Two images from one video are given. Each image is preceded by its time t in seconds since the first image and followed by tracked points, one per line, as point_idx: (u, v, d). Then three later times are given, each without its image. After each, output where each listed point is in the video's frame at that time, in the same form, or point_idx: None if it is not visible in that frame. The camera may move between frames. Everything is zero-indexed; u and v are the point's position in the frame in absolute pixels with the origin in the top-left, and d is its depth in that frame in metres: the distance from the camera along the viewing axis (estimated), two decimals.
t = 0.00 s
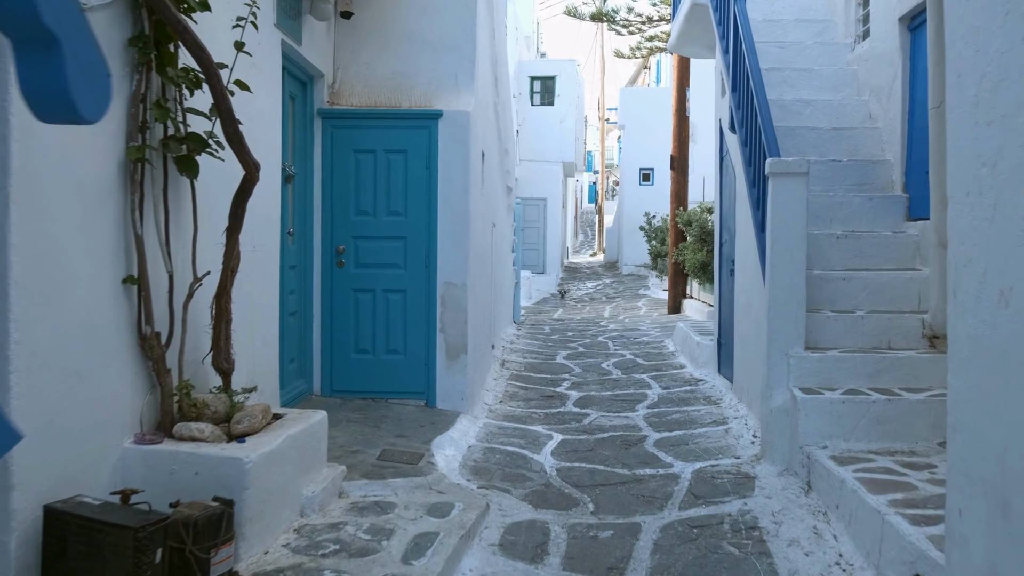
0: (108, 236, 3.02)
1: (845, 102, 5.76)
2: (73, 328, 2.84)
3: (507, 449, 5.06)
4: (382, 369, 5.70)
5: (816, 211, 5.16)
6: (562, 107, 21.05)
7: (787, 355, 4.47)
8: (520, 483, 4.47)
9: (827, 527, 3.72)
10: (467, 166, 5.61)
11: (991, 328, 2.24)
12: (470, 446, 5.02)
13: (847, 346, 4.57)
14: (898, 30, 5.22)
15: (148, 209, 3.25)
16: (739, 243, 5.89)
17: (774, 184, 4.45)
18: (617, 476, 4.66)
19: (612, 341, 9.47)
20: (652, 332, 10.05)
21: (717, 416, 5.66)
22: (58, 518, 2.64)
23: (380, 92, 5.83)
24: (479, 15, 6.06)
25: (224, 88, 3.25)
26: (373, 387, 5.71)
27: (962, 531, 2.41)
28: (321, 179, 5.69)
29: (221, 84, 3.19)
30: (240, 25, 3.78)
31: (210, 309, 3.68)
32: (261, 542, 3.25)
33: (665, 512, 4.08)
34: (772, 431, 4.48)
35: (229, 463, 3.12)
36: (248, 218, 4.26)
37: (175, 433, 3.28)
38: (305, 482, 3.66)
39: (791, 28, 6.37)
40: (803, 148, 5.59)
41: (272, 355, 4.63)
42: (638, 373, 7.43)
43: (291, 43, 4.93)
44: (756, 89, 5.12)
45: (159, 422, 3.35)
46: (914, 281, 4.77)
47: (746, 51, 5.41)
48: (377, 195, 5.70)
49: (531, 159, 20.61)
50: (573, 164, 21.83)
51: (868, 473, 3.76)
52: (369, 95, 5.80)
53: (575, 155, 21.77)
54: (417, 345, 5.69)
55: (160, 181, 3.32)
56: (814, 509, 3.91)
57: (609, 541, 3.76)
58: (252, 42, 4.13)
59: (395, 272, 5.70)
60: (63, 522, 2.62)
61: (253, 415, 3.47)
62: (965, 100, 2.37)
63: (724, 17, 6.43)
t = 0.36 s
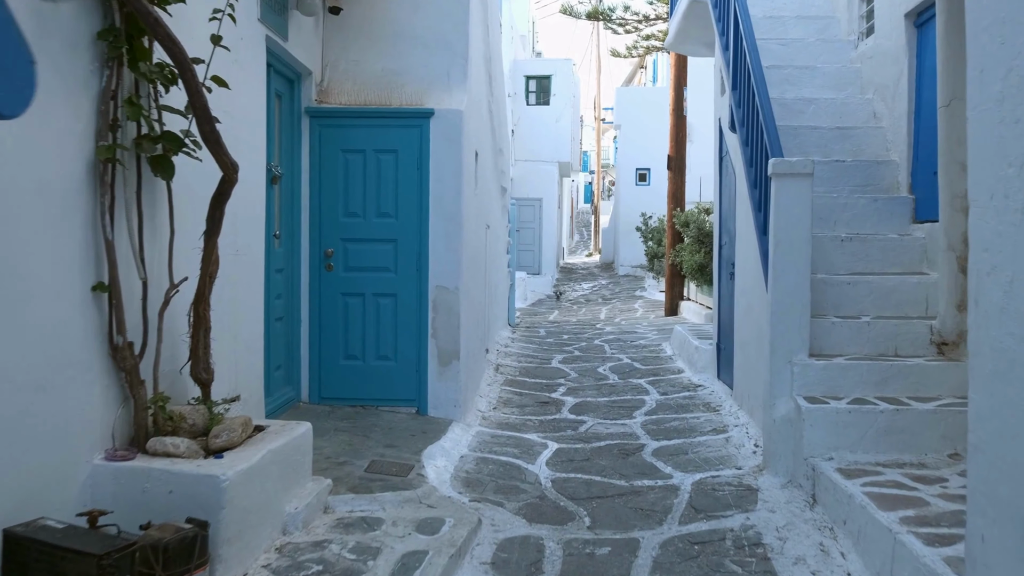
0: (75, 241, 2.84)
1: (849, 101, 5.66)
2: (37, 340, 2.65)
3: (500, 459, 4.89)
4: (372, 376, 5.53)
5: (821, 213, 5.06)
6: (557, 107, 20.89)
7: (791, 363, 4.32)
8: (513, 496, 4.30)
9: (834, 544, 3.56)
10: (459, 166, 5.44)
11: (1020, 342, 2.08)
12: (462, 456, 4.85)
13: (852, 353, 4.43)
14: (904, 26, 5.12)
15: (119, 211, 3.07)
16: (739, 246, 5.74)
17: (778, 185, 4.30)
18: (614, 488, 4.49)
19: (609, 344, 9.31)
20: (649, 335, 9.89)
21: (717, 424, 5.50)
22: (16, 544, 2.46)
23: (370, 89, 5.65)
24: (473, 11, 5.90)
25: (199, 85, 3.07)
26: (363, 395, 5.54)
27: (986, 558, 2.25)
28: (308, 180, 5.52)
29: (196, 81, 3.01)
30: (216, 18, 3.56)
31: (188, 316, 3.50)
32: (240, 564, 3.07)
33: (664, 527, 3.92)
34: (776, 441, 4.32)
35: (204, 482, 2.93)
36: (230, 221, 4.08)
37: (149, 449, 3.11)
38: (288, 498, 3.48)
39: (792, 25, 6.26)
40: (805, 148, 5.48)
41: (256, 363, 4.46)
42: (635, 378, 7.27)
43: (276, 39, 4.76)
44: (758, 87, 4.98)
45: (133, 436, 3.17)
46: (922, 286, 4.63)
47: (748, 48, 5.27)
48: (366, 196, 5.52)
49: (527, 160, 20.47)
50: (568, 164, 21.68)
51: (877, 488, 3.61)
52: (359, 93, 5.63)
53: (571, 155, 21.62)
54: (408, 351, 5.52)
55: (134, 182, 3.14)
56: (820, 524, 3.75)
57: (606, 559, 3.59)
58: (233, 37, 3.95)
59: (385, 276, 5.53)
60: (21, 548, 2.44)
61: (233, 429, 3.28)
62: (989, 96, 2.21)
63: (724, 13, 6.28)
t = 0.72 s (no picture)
0: (40, 246, 2.67)
1: (853, 100, 5.55)
2: None
3: (494, 469, 4.72)
4: (363, 383, 5.37)
5: (826, 215, 4.93)
6: (554, 108, 20.74)
7: (795, 370, 4.17)
8: (507, 509, 4.13)
9: (843, 561, 3.40)
10: (452, 167, 5.28)
11: None
12: (455, 467, 4.67)
13: (859, 360, 4.28)
14: (910, 22, 4.99)
15: (90, 214, 2.90)
16: (739, 248, 5.59)
17: (781, 186, 4.15)
18: (613, 500, 4.33)
19: (606, 349, 9.15)
20: (647, 339, 9.74)
21: (718, 432, 5.33)
22: None
23: (360, 87, 5.49)
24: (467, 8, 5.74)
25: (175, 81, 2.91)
26: (353, 402, 5.37)
27: None
28: (297, 181, 5.35)
29: (170, 77, 2.85)
30: (190, 9, 3.34)
31: (165, 324, 3.33)
32: None
33: (665, 542, 3.75)
34: (780, 452, 4.17)
35: (178, 500, 2.75)
36: (212, 223, 3.92)
37: (121, 465, 2.93)
38: (271, 514, 3.30)
39: (795, 23, 6.16)
40: (809, 147, 5.38)
41: (241, 371, 4.29)
42: (633, 384, 7.10)
43: (262, 36, 4.60)
44: (760, 85, 4.84)
45: (105, 451, 3.00)
46: (931, 290, 4.48)
47: (750, 46, 5.14)
48: (356, 198, 5.36)
49: (523, 161, 20.32)
50: (565, 166, 21.53)
51: (887, 502, 3.45)
52: (349, 92, 5.47)
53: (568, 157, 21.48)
54: (399, 358, 5.35)
55: (106, 183, 2.97)
56: (828, 539, 3.59)
57: None
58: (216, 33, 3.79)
59: (376, 280, 5.36)
60: None
61: (211, 443, 3.11)
62: (1017, 90, 2.06)
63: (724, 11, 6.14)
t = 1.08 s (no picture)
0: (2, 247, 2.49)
1: (858, 98, 5.42)
2: None
3: (489, 479, 4.55)
4: (354, 390, 5.20)
5: (832, 216, 4.79)
6: (552, 110, 20.59)
7: (801, 376, 4.02)
8: (502, 522, 3.95)
9: None
10: (446, 167, 5.11)
11: None
12: (448, 477, 4.51)
13: (867, 367, 4.13)
14: (919, 18, 4.84)
15: (58, 213, 2.73)
16: (741, 250, 5.44)
17: (786, 186, 4.00)
18: (612, 512, 4.16)
19: (604, 353, 8.99)
20: (646, 343, 9.58)
21: (720, 440, 5.17)
22: None
23: (351, 84, 5.33)
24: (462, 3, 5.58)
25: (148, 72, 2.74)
26: (344, 409, 5.21)
27: None
28: (286, 181, 5.19)
29: (143, 67, 2.69)
30: None
31: (142, 329, 3.16)
32: None
33: (667, 558, 3.59)
34: (786, 462, 4.01)
35: (150, 518, 2.57)
36: (194, 224, 3.76)
37: (91, 479, 2.76)
38: (253, 529, 3.12)
39: (798, 20, 6.03)
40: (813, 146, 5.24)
41: (226, 378, 4.12)
42: (632, 390, 6.94)
43: (248, 29, 4.43)
44: (764, 82, 4.70)
45: (74, 464, 2.82)
46: (941, 294, 4.33)
47: (753, 42, 5.00)
48: (347, 198, 5.20)
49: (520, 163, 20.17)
50: (562, 169, 21.41)
51: (900, 517, 3.29)
52: (340, 89, 5.31)
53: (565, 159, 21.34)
54: (391, 363, 5.18)
55: (76, 180, 2.80)
56: (837, 555, 3.43)
57: None
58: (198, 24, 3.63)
59: (368, 283, 5.19)
60: None
61: (187, 456, 2.93)
62: None
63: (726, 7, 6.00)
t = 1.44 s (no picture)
0: None
1: (864, 94, 5.26)
2: None
3: (484, 489, 4.38)
4: (345, 395, 5.03)
5: (839, 217, 4.63)
6: (549, 109, 20.43)
7: (809, 383, 3.85)
8: (497, 536, 3.77)
9: None
10: (440, 165, 4.94)
11: None
12: (441, 487, 4.33)
13: (877, 373, 3.97)
14: (929, 11, 4.68)
15: (21, 213, 2.55)
16: (745, 252, 5.28)
17: (794, 184, 3.84)
18: (612, 524, 4.00)
19: (603, 356, 8.82)
20: (645, 345, 9.42)
21: (723, 448, 5.01)
22: None
23: (342, 80, 5.16)
24: None
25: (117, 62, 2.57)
26: (335, 416, 5.04)
27: None
28: (274, 180, 5.02)
29: (112, 57, 2.52)
30: None
31: (115, 336, 2.98)
32: None
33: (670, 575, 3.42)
34: (793, 472, 3.84)
35: (118, 539, 2.40)
36: (174, 224, 3.58)
37: (57, 496, 2.58)
38: (233, 547, 2.95)
39: (803, 15, 5.87)
40: (819, 144, 5.04)
41: (209, 385, 3.95)
42: (631, 394, 6.77)
43: (233, 21, 4.26)
44: (769, 77, 4.53)
45: (40, 481, 2.65)
46: (953, 297, 4.17)
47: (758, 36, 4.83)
48: (338, 198, 5.03)
49: (518, 163, 20.01)
50: (560, 169, 21.25)
51: (916, 532, 3.12)
52: (329, 85, 5.14)
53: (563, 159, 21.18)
54: (384, 368, 5.01)
55: (42, 178, 2.62)
56: (849, 572, 3.27)
57: None
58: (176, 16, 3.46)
59: (359, 285, 5.02)
60: None
61: (161, 470, 2.75)
62: None
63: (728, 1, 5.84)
